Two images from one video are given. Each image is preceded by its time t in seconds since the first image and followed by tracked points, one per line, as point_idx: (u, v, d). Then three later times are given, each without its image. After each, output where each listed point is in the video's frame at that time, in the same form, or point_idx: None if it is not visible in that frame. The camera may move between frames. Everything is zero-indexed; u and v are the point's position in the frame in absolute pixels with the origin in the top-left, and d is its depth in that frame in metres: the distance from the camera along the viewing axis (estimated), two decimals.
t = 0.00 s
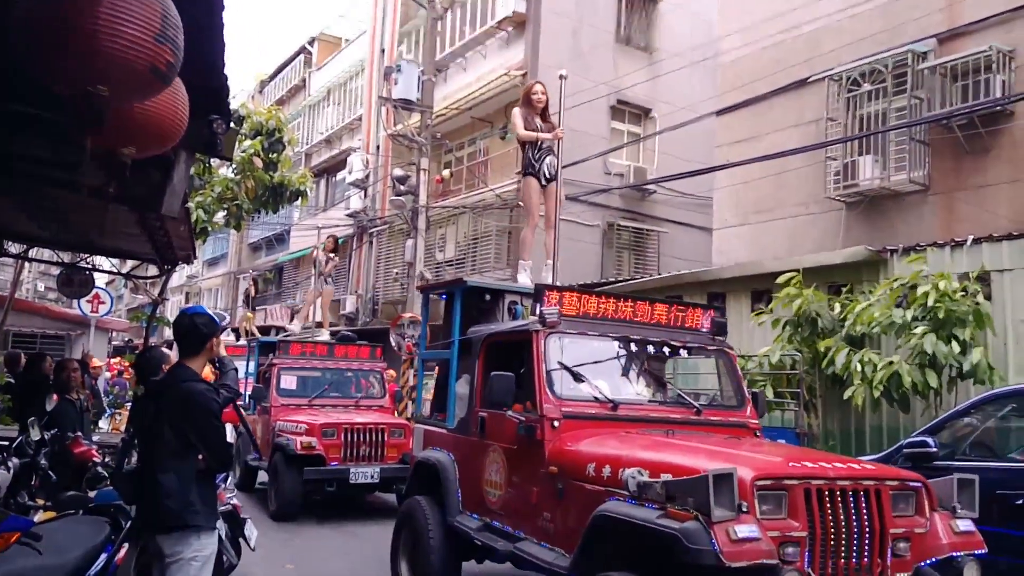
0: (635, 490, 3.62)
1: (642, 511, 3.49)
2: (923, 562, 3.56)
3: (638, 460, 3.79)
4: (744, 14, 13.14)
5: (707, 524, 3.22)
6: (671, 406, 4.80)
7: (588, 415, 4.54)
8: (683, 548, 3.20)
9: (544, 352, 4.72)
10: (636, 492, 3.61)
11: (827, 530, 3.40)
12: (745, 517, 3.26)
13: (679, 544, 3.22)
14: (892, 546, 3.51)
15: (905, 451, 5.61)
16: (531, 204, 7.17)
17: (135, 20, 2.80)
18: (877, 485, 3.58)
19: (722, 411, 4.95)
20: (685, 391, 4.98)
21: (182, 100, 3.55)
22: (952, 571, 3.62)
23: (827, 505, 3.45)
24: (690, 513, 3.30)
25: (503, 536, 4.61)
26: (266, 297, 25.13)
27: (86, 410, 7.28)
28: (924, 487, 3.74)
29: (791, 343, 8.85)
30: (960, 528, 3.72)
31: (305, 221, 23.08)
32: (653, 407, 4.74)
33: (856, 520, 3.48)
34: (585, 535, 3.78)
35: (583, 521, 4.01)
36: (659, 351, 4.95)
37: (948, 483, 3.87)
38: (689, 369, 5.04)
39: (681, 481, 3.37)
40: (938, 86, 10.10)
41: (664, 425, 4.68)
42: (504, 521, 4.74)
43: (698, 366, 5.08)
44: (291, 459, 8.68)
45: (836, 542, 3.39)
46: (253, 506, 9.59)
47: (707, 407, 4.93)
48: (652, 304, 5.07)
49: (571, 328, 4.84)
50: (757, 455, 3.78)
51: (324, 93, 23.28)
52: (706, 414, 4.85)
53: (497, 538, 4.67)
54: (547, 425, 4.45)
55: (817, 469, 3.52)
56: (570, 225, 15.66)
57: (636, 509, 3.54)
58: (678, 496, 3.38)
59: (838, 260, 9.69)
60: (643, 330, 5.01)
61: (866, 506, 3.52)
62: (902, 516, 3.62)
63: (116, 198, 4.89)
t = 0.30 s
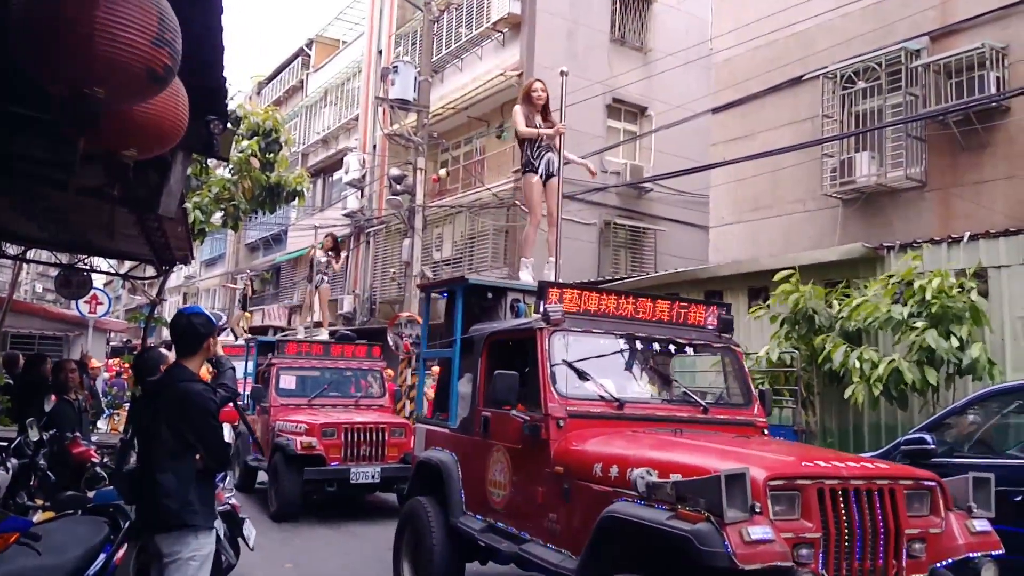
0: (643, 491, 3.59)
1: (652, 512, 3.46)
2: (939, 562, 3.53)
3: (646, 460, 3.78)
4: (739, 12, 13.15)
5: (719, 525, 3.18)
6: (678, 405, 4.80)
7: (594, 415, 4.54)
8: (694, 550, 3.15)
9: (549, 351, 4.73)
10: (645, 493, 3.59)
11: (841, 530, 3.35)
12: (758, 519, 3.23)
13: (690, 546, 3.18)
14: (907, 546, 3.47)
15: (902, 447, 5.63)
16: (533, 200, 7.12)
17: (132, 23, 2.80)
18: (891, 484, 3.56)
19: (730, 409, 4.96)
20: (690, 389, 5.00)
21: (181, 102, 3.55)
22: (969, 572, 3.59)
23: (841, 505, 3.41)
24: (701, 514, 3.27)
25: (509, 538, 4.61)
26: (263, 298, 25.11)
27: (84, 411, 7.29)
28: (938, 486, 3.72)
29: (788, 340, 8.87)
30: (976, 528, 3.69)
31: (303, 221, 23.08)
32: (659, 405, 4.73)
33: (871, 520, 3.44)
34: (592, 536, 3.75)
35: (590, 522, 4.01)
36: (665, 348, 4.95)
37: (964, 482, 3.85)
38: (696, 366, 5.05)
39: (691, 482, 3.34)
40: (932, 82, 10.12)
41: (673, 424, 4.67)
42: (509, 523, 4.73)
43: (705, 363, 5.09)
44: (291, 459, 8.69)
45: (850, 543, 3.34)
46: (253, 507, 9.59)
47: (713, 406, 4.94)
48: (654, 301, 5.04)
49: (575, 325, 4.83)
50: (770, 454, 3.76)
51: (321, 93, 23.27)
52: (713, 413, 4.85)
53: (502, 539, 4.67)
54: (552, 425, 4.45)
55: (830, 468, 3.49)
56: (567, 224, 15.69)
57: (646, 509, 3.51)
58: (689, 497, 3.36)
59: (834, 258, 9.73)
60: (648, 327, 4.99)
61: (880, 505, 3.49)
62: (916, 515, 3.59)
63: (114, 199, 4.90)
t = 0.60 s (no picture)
0: (654, 493, 3.60)
1: (663, 514, 3.47)
2: (955, 566, 3.51)
3: (656, 462, 3.76)
4: (738, 11, 13.16)
5: (732, 529, 3.18)
6: (686, 405, 4.81)
7: (601, 414, 4.53)
8: (706, 553, 3.15)
9: (556, 349, 4.70)
10: (655, 495, 3.61)
11: (856, 532, 3.36)
12: (772, 521, 3.23)
13: (703, 550, 3.18)
14: (922, 549, 3.46)
15: (901, 447, 5.64)
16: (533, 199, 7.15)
17: (141, 16, 2.81)
18: (907, 486, 3.54)
19: (738, 409, 4.97)
20: (699, 389, 5.00)
21: (185, 99, 3.56)
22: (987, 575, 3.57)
23: (855, 508, 3.41)
24: (714, 517, 3.26)
25: (516, 539, 4.61)
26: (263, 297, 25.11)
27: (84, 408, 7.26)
28: (955, 489, 3.70)
29: (786, 340, 8.87)
30: (994, 531, 3.68)
31: (302, 220, 23.08)
32: (667, 405, 4.73)
33: (886, 524, 3.43)
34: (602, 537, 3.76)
35: (599, 523, 4.01)
36: (673, 347, 4.96)
37: (980, 483, 3.82)
38: (704, 365, 5.07)
39: (702, 485, 3.34)
40: (931, 82, 10.12)
41: (682, 424, 4.67)
42: (514, 524, 4.74)
43: (711, 362, 5.10)
44: (292, 459, 8.70)
45: (865, 546, 3.35)
46: (254, 506, 9.60)
47: (722, 406, 4.94)
48: (657, 299, 5.03)
49: (582, 323, 4.83)
50: (781, 455, 3.74)
51: (321, 92, 23.27)
52: (721, 413, 4.86)
53: (507, 541, 4.67)
54: (558, 425, 4.45)
55: (845, 470, 3.47)
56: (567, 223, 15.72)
57: (658, 511, 3.54)
58: (701, 500, 3.35)
59: (834, 257, 9.74)
60: (653, 325, 5.00)
61: (896, 508, 3.48)
62: (932, 518, 3.58)
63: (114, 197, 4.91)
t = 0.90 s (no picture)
0: (671, 497, 3.46)
1: (681, 519, 3.33)
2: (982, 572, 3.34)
3: (672, 464, 3.62)
4: (741, 6, 13.03)
5: (754, 533, 3.05)
6: (699, 404, 4.65)
7: (612, 414, 4.40)
8: (727, 559, 3.02)
9: (565, 347, 4.56)
10: (671, 498, 3.47)
11: (881, 537, 3.20)
12: (796, 526, 3.11)
13: (724, 557, 3.04)
14: (948, 553, 3.29)
15: (908, 448, 5.50)
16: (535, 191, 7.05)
17: (140, 7, 2.70)
18: (933, 488, 3.38)
19: (753, 409, 4.80)
20: (715, 389, 4.84)
21: (178, 93, 3.45)
22: None
23: (880, 512, 3.24)
24: (735, 522, 3.12)
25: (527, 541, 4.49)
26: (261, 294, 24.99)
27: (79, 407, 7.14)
28: (981, 491, 3.53)
29: (790, 337, 8.76)
30: (1020, 535, 3.53)
31: (301, 216, 22.96)
32: (680, 405, 4.59)
33: (912, 528, 3.27)
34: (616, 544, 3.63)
35: (612, 527, 3.87)
36: (687, 345, 4.81)
37: (1006, 484, 3.68)
38: (717, 362, 4.91)
39: (722, 488, 3.20)
40: (936, 78, 10.00)
41: (696, 424, 4.53)
42: (523, 528, 4.61)
43: (725, 360, 4.93)
44: (293, 460, 8.60)
45: (890, 551, 3.18)
46: (254, 506, 9.51)
47: (736, 405, 4.77)
48: (666, 295, 4.90)
49: (592, 319, 4.70)
50: (803, 457, 3.60)
51: (320, 87, 23.14)
52: (736, 413, 4.70)
53: (517, 544, 4.55)
54: (569, 425, 4.31)
55: (869, 472, 3.31)
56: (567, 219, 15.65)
57: (676, 515, 3.38)
58: (721, 504, 3.22)
59: (836, 254, 9.63)
60: (664, 322, 4.86)
61: (921, 510, 3.32)
62: (958, 521, 3.42)
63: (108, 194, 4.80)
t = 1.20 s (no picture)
0: (683, 496, 3.37)
1: (694, 520, 3.22)
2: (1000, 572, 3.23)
3: (685, 462, 3.51)
4: (739, 6, 13.10)
5: (770, 534, 2.95)
6: (708, 402, 4.61)
7: (619, 412, 4.31)
8: (742, 561, 2.92)
9: (572, 344, 4.48)
10: (683, 498, 3.38)
11: (896, 536, 3.08)
12: (812, 526, 2.99)
13: (739, 558, 2.94)
14: (965, 554, 3.17)
15: (901, 443, 5.57)
16: (538, 184, 7.11)
17: (131, 13, 2.79)
18: (949, 486, 3.26)
19: (762, 406, 4.75)
20: (722, 386, 4.79)
21: (177, 95, 3.54)
22: None
23: (896, 511, 3.13)
24: (749, 522, 3.03)
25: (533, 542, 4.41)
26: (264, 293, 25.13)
27: (82, 405, 7.24)
28: (998, 489, 3.42)
29: (788, 335, 8.82)
30: None
31: (303, 216, 23.09)
32: (689, 402, 4.53)
33: (927, 527, 3.15)
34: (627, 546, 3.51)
35: (622, 528, 3.76)
36: (695, 342, 4.76)
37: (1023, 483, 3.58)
38: (724, 358, 4.87)
39: (735, 487, 3.11)
40: (931, 78, 10.10)
41: (705, 422, 4.46)
42: (531, 527, 4.52)
43: (729, 356, 4.90)
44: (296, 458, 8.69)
45: (907, 552, 3.07)
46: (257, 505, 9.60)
47: (744, 403, 4.70)
48: (669, 291, 4.84)
49: (599, 318, 4.60)
50: (819, 455, 3.50)
51: (322, 87, 23.24)
52: (745, 410, 4.64)
53: (524, 544, 4.48)
54: (578, 423, 4.21)
55: (884, 471, 3.20)
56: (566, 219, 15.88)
57: (689, 517, 3.27)
58: (733, 504, 3.12)
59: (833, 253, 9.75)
60: (671, 319, 4.80)
61: (937, 510, 3.20)
62: (974, 521, 3.30)
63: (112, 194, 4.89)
